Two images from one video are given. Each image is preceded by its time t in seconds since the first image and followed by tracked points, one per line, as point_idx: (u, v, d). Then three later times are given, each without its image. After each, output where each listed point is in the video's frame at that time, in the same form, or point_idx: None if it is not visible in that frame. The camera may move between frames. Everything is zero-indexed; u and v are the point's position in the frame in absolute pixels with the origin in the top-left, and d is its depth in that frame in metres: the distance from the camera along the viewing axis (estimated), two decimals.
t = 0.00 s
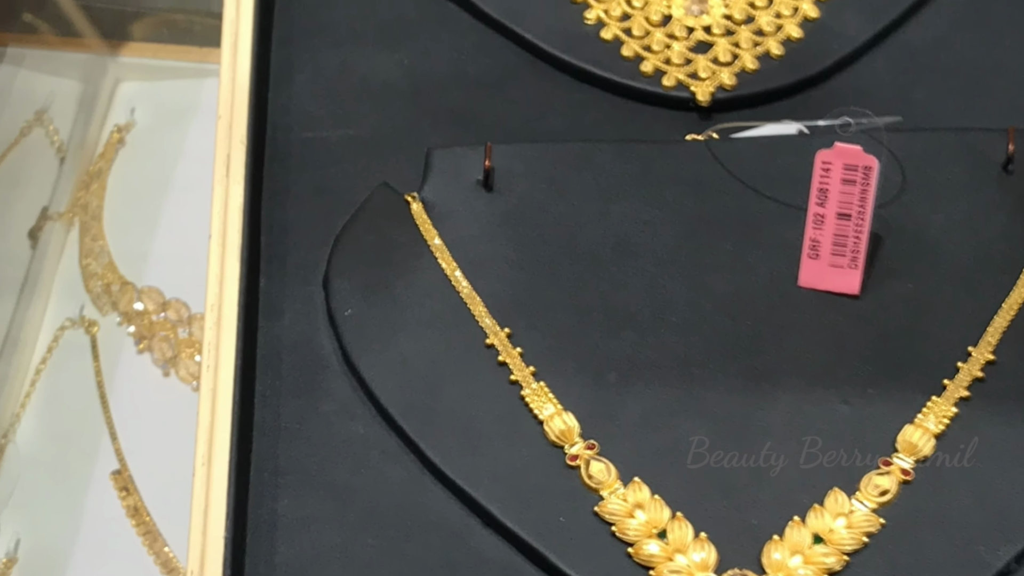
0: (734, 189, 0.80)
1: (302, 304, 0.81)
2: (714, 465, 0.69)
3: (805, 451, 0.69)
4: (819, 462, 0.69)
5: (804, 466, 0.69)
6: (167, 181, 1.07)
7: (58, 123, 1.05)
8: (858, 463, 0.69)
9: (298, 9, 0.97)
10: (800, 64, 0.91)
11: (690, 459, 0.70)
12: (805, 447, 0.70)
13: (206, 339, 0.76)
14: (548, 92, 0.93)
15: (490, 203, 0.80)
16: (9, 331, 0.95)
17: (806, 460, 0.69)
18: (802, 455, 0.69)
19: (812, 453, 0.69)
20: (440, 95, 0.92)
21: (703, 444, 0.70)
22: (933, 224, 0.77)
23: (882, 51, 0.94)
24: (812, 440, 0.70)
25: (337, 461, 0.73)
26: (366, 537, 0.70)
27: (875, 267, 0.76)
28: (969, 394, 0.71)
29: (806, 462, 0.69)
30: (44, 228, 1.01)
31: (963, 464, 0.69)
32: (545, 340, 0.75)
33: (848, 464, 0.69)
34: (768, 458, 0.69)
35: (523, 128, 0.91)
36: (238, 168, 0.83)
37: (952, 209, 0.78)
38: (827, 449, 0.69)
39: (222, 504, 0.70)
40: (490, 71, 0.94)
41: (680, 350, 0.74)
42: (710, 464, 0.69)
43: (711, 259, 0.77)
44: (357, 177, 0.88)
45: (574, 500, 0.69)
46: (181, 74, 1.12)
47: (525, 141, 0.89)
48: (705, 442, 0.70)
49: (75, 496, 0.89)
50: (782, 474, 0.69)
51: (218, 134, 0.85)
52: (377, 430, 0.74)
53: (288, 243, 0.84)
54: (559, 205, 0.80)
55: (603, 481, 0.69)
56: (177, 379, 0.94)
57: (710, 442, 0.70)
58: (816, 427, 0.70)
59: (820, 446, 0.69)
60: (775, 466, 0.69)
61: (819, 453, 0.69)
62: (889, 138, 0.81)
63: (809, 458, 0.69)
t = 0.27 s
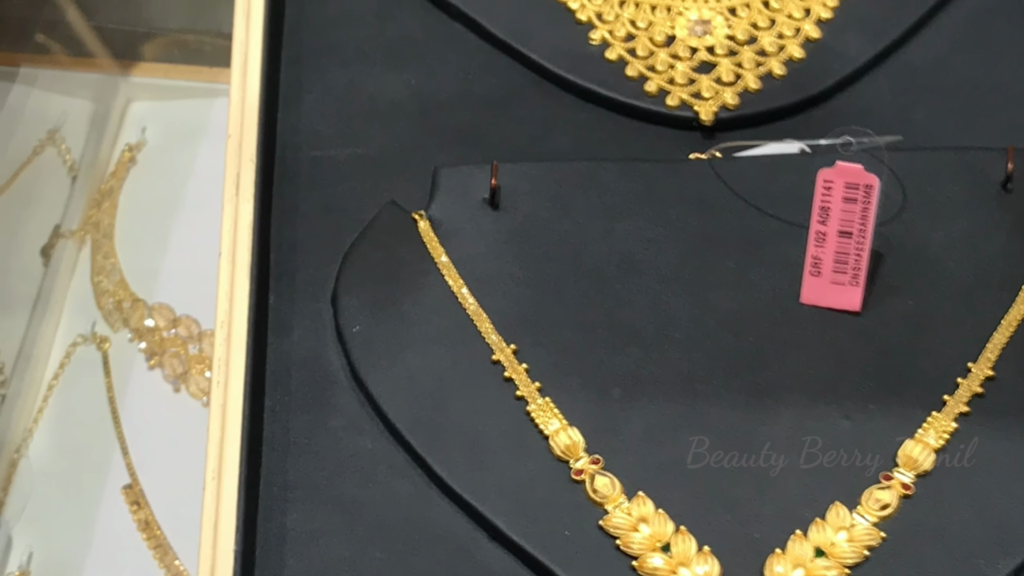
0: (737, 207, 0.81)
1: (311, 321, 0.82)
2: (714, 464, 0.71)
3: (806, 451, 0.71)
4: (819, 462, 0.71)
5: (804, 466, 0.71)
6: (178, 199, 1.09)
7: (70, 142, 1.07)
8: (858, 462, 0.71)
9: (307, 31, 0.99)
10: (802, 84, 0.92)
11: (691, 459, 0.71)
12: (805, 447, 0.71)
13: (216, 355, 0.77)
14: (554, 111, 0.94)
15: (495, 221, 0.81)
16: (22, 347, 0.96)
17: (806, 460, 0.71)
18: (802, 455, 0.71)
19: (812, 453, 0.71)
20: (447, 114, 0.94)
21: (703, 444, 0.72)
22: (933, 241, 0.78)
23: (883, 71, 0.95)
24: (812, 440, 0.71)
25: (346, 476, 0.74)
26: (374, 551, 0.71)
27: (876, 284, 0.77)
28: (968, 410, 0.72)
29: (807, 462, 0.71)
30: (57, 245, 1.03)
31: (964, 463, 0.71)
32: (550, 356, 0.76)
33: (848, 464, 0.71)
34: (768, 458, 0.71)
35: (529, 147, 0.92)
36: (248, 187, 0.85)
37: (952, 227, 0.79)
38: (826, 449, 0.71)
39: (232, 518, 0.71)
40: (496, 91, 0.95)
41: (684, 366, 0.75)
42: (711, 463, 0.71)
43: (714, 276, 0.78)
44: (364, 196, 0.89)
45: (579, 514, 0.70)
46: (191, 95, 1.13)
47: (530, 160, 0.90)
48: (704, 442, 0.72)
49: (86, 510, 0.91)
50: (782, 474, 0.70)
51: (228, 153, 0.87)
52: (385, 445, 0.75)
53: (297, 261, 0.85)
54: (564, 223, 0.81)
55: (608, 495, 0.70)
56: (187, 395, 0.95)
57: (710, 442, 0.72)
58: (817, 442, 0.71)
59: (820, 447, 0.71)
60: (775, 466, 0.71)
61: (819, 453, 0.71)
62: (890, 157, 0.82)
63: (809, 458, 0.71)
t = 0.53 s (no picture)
0: (739, 224, 0.82)
1: (320, 337, 0.83)
2: (714, 464, 0.72)
3: (806, 451, 0.73)
4: (819, 462, 0.72)
5: (804, 466, 0.72)
6: (188, 217, 1.11)
7: (82, 161, 1.08)
8: (858, 462, 0.72)
9: (315, 51, 1.00)
10: (803, 103, 0.93)
11: (691, 459, 0.73)
12: (805, 447, 0.73)
13: (226, 370, 0.79)
14: (559, 130, 0.95)
15: (502, 238, 0.82)
16: (34, 362, 0.97)
17: (806, 460, 0.72)
18: (802, 455, 0.72)
19: (812, 454, 0.72)
20: (453, 133, 0.96)
21: (703, 444, 0.73)
22: (933, 259, 0.79)
23: (884, 90, 0.97)
24: (812, 440, 0.73)
25: (354, 490, 0.75)
26: (381, 564, 0.72)
27: (877, 302, 0.78)
28: (968, 424, 0.73)
29: (806, 462, 0.72)
30: (69, 262, 1.05)
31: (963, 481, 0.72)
32: (556, 372, 0.77)
33: (848, 464, 0.72)
34: (768, 458, 0.72)
35: (535, 166, 0.94)
36: (257, 206, 0.86)
37: (952, 244, 0.80)
38: (826, 449, 0.73)
39: (242, 532, 0.72)
40: (502, 110, 0.97)
41: (687, 381, 0.76)
42: (710, 463, 0.72)
43: (717, 292, 0.79)
44: (372, 214, 0.91)
45: (584, 527, 0.71)
46: (200, 113, 1.16)
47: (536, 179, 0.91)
48: (705, 443, 0.73)
49: (98, 523, 0.92)
50: (783, 473, 0.72)
51: (238, 171, 0.88)
52: (394, 459, 0.76)
53: (306, 277, 0.87)
54: (569, 240, 0.82)
55: (612, 509, 0.71)
56: (198, 411, 0.97)
57: (710, 442, 0.73)
58: (819, 455, 0.72)
59: (820, 447, 0.73)
60: (775, 466, 0.72)
61: (819, 453, 0.72)
62: (891, 175, 0.83)
63: (809, 458, 0.72)
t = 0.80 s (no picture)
0: (741, 242, 0.83)
1: (328, 352, 0.84)
2: (714, 464, 0.74)
3: (806, 452, 0.74)
4: (819, 462, 0.74)
5: (804, 466, 0.74)
6: (199, 233, 1.13)
7: (94, 180, 1.10)
8: (858, 462, 0.74)
9: (324, 71, 1.02)
10: (805, 122, 0.95)
11: (691, 459, 0.74)
12: (806, 448, 0.74)
13: (236, 385, 0.80)
14: (564, 149, 0.97)
15: (507, 255, 0.83)
16: (46, 378, 0.99)
17: (806, 460, 0.74)
18: (802, 456, 0.74)
19: (812, 453, 0.74)
20: (460, 152, 0.97)
21: (703, 444, 0.75)
22: (934, 276, 0.81)
23: (884, 109, 0.98)
24: (812, 441, 0.74)
25: (361, 504, 0.76)
26: None
27: (879, 318, 0.79)
28: (967, 439, 0.74)
29: (807, 462, 0.74)
30: (81, 279, 1.06)
31: (963, 495, 0.73)
32: (560, 387, 0.78)
33: (848, 464, 0.74)
34: (769, 458, 0.74)
35: (540, 184, 0.95)
36: (266, 223, 0.87)
37: (952, 261, 0.81)
38: (826, 449, 0.74)
39: (252, 548, 0.73)
40: (508, 129, 0.98)
41: (690, 397, 0.77)
42: (710, 463, 0.74)
43: (720, 308, 0.80)
44: (380, 231, 0.92)
45: (589, 540, 0.72)
46: (212, 132, 1.17)
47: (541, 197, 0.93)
48: (704, 443, 0.75)
49: (109, 536, 0.94)
50: (782, 474, 0.73)
51: (247, 189, 0.90)
52: (402, 474, 0.77)
53: (314, 294, 0.88)
54: (573, 257, 0.83)
55: (617, 523, 0.72)
56: (208, 425, 0.98)
57: (710, 442, 0.75)
58: (821, 469, 0.74)
59: (820, 447, 0.74)
60: (775, 466, 0.74)
61: (819, 453, 0.74)
62: (891, 193, 0.84)
63: (809, 458, 0.74)
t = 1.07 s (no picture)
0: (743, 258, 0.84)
1: (336, 368, 0.86)
2: (714, 464, 0.75)
3: (806, 452, 0.76)
4: (819, 462, 0.75)
5: (804, 466, 0.75)
6: (209, 250, 1.15)
7: (105, 198, 1.11)
8: (858, 462, 0.75)
9: (332, 90, 1.04)
10: (807, 140, 0.96)
11: (691, 459, 0.76)
12: (806, 448, 0.76)
13: (246, 401, 0.81)
14: (569, 167, 0.98)
15: (513, 272, 0.85)
16: (58, 394, 1.00)
17: (806, 461, 0.75)
18: (802, 456, 0.75)
19: (812, 454, 0.75)
20: (466, 170, 0.99)
21: (703, 445, 0.76)
22: (934, 292, 0.82)
23: (885, 127, 0.99)
24: (812, 441, 0.76)
25: (369, 517, 0.77)
26: None
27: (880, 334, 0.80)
28: (967, 453, 0.75)
29: (807, 462, 0.75)
30: (92, 295, 1.07)
31: (963, 509, 0.73)
32: (565, 402, 0.79)
33: (847, 464, 0.75)
34: (769, 458, 0.75)
35: (544, 201, 0.96)
36: (275, 240, 0.88)
37: (952, 278, 0.82)
38: (826, 449, 0.76)
39: (260, 557, 0.74)
40: (514, 147, 1.00)
41: (693, 412, 0.78)
42: (710, 463, 0.76)
43: (722, 324, 0.81)
44: (387, 248, 0.93)
45: (593, 553, 0.73)
46: (222, 150, 1.20)
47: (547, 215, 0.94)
48: (705, 443, 0.76)
49: (119, 550, 0.96)
50: (782, 473, 0.75)
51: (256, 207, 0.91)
52: (409, 487, 0.78)
53: (322, 310, 0.89)
54: (578, 273, 0.84)
55: (621, 536, 0.73)
56: (218, 439, 1.00)
57: (710, 443, 0.76)
58: (823, 484, 0.74)
59: (819, 447, 0.76)
60: (775, 466, 0.75)
61: (819, 453, 0.75)
62: (893, 212, 0.85)
63: (809, 458, 0.75)
